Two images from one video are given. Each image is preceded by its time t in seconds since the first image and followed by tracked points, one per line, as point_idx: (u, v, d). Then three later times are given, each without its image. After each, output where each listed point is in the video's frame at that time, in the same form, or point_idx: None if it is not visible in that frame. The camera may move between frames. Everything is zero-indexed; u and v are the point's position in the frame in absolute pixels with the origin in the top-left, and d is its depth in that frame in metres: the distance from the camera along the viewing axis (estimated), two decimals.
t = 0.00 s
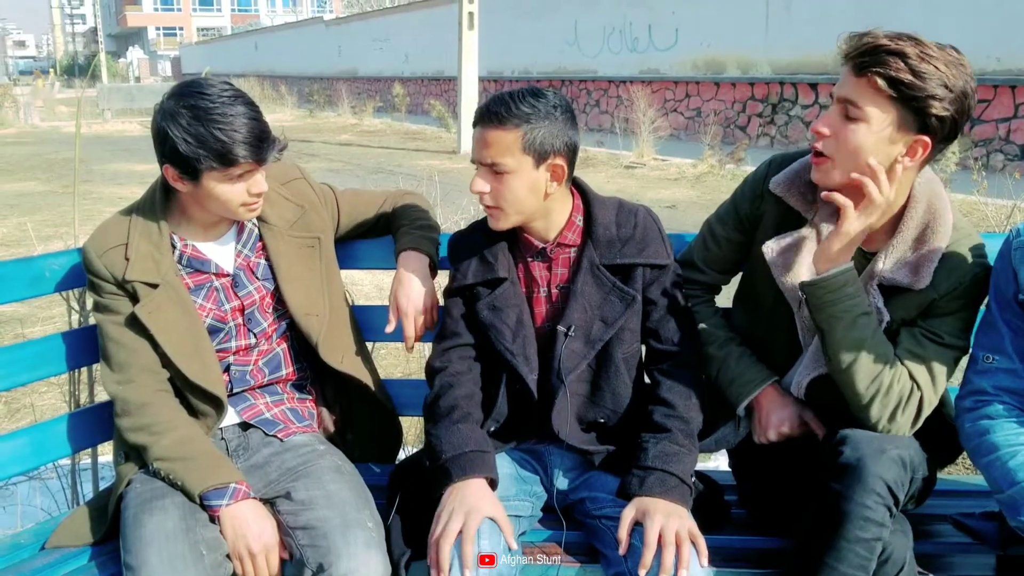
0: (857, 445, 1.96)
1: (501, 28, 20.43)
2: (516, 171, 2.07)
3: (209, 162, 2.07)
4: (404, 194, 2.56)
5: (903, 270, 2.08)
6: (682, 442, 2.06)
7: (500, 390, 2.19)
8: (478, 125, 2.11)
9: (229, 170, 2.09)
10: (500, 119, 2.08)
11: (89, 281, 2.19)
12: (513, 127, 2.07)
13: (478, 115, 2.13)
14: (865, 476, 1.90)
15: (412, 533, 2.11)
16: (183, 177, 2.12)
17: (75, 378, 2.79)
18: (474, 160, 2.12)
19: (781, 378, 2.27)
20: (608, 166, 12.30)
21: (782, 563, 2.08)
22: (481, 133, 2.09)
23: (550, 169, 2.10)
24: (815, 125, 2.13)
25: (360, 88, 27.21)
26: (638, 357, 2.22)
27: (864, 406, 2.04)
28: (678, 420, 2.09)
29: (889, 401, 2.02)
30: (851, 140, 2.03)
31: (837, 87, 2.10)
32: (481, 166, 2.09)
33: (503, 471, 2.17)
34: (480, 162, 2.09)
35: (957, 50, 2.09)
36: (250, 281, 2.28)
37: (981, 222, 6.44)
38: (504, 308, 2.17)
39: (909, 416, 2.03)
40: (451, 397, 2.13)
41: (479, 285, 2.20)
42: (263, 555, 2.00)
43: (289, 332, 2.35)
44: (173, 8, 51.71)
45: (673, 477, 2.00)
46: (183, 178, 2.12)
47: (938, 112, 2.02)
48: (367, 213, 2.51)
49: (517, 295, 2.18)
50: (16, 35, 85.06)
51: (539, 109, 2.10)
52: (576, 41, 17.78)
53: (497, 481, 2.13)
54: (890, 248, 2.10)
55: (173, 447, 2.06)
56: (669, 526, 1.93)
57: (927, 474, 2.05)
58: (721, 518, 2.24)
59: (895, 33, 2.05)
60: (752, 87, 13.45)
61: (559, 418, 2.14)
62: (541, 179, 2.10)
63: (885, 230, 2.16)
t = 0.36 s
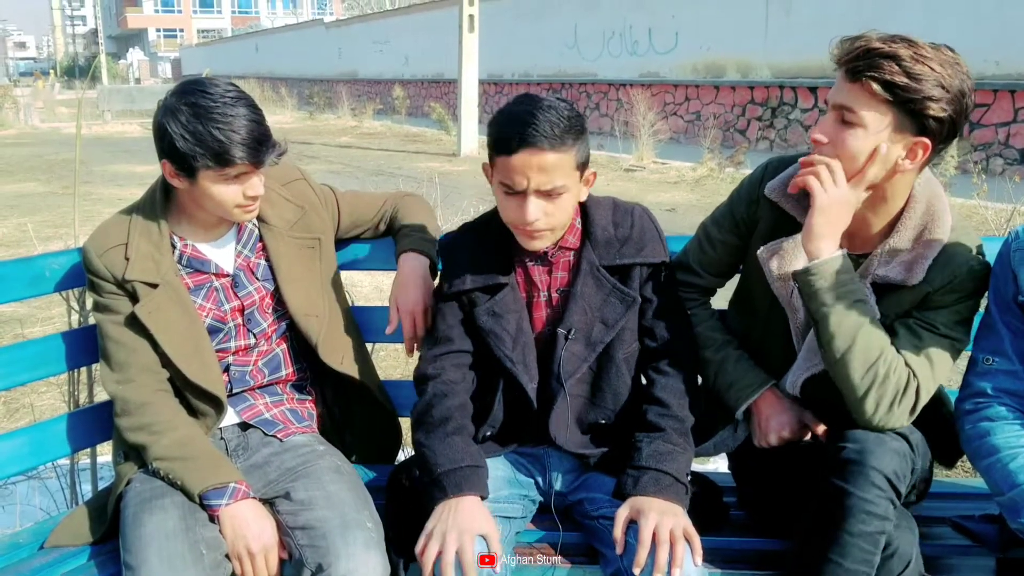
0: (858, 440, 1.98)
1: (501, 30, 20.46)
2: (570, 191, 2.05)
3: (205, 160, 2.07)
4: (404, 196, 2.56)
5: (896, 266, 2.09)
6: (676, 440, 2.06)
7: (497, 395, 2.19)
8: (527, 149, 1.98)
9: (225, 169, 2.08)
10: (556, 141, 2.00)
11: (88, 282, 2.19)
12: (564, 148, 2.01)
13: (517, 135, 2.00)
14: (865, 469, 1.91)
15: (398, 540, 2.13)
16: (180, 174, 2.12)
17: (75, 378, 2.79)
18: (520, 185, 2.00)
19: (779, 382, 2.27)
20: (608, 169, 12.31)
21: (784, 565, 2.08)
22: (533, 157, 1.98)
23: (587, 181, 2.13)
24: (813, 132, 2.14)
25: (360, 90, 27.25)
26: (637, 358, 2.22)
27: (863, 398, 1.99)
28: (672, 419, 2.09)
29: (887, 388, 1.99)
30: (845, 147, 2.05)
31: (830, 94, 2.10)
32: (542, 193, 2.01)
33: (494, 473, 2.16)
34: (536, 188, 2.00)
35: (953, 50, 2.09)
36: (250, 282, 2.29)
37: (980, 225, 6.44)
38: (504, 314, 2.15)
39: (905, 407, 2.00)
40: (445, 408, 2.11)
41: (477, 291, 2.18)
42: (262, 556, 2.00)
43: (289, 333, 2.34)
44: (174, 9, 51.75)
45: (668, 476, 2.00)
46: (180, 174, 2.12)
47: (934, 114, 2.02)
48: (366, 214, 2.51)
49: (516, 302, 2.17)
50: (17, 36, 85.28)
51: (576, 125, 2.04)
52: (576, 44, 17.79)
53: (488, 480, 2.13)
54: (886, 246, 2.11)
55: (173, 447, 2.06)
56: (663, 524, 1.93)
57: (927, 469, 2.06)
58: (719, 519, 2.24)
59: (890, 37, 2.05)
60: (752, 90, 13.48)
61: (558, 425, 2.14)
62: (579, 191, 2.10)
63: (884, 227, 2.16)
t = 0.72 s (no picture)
0: (852, 433, 2.00)
1: (501, 41, 20.53)
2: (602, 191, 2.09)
3: (207, 169, 2.07)
4: (404, 205, 2.56)
5: (895, 267, 2.09)
6: (670, 452, 2.05)
7: (495, 400, 2.16)
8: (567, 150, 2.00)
9: (227, 178, 2.09)
10: (589, 140, 2.03)
11: (89, 289, 2.20)
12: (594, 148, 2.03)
13: (555, 138, 2.00)
14: (860, 462, 1.92)
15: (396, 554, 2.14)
16: (182, 183, 2.12)
17: (74, 387, 2.78)
18: (565, 186, 2.01)
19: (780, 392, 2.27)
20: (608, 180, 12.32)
21: None
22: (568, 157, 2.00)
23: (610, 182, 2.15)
24: (810, 155, 2.14)
25: (361, 101, 27.36)
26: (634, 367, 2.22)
27: (849, 391, 2.02)
28: (664, 430, 2.08)
29: (872, 382, 2.00)
30: (844, 168, 2.05)
31: (824, 116, 2.10)
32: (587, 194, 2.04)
33: (495, 482, 2.16)
34: (580, 188, 2.02)
35: (945, 60, 2.08)
36: (251, 290, 2.29)
37: (980, 237, 6.47)
38: (510, 321, 2.14)
39: (895, 399, 2.01)
40: (442, 418, 2.09)
41: (484, 296, 2.17)
42: (260, 565, 1.99)
43: (288, 342, 2.34)
44: (175, 19, 51.93)
45: (662, 488, 2.00)
46: (182, 184, 2.12)
47: (931, 132, 2.01)
48: (367, 223, 2.51)
49: (521, 309, 2.17)
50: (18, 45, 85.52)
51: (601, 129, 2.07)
52: (576, 55, 17.85)
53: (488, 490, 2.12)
54: (886, 249, 2.11)
55: (172, 455, 2.06)
56: (660, 538, 1.92)
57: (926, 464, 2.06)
58: (719, 530, 2.23)
59: (879, 55, 2.04)
60: (752, 102, 13.53)
61: (557, 434, 2.13)
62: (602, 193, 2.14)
63: (883, 236, 2.15)
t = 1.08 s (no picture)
0: (858, 450, 1.97)
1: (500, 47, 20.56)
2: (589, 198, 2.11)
3: (201, 177, 2.07)
4: (402, 213, 2.57)
5: (900, 286, 2.08)
6: (660, 458, 2.05)
7: (481, 411, 2.18)
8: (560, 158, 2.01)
9: (222, 186, 2.09)
10: (578, 145, 2.04)
11: (87, 297, 2.19)
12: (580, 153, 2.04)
13: (549, 147, 2.01)
14: (867, 478, 1.90)
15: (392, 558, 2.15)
16: (178, 192, 2.12)
17: (73, 394, 2.78)
18: (562, 191, 2.02)
19: (779, 401, 2.28)
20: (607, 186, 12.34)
21: None
22: (559, 165, 2.01)
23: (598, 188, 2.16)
24: (816, 173, 2.13)
25: (361, 107, 27.45)
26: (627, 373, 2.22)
27: (854, 411, 2.02)
28: (654, 436, 2.08)
29: (878, 403, 2.01)
30: (850, 190, 2.04)
31: (832, 135, 2.08)
32: (583, 196, 2.05)
33: (486, 489, 2.18)
34: (577, 191, 2.04)
35: (958, 84, 2.07)
36: (249, 297, 2.29)
37: (978, 243, 6.49)
38: (495, 327, 2.14)
39: (902, 419, 2.02)
40: (430, 427, 2.09)
41: (471, 303, 2.16)
42: (258, 572, 1.99)
43: (287, 348, 2.34)
44: (175, 25, 52.02)
45: (654, 496, 1.99)
46: (178, 192, 2.12)
47: (939, 160, 2.00)
48: (365, 230, 2.51)
49: (507, 315, 2.16)
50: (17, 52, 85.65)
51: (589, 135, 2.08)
52: (575, 61, 17.88)
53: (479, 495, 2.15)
54: (891, 266, 2.10)
55: (171, 463, 2.06)
56: (650, 546, 1.92)
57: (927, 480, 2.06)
58: (716, 537, 2.23)
59: (890, 76, 2.03)
60: (751, 108, 13.58)
61: (549, 438, 2.14)
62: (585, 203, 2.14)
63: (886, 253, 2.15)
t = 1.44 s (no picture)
0: (855, 452, 1.99)
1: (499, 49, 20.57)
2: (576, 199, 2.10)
3: (200, 181, 2.07)
4: (399, 215, 2.57)
5: (896, 287, 2.08)
6: (666, 462, 2.05)
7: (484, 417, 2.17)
8: (538, 162, 2.00)
9: (221, 190, 2.09)
10: (561, 149, 2.04)
11: (86, 301, 2.19)
12: (565, 158, 2.03)
13: (527, 151, 2.00)
14: (865, 478, 1.92)
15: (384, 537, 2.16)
16: (177, 196, 2.12)
17: (71, 398, 2.78)
18: (539, 196, 2.01)
19: (778, 403, 2.28)
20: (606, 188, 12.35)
21: None
22: (543, 168, 2.00)
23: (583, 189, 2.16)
24: (810, 177, 2.12)
25: (361, 109, 27.48)
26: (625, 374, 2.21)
27: (851, 413, 2.02)
28: (657, 441, 2.08)
29: (877, 405, 2.00)
30: (843, 193, 2.04)
31: (824, 139, 2.08)
32: (563, 200, 2.04)
33: (490, 493, 2.16)
34: (556, 196, 2.03)
35: (947, 83, 2.06)
36: (247, 300, 2.29)
37: (976, 244, 6.50)
38: (490, 338, 2.14)
39: (899, 421, 2.01)
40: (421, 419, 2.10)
41: (463, 314, 2.16)
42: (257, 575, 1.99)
43: (286, 351, 2.34)
44: (174, 28, 52.04)
45: (660, 500, 1.99)
46: (177, 196, 2.13)
47: (931, 160, 2.01)
48: (364, 231, 2.51)
49: (502, 324, 2.16)
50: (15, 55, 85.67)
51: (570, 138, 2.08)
52: (574, 63, 17.89)
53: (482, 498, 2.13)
54: (885, 268, 2.10)
55: (169, 466, 2.06)
56: (658, 551, 1.92)
57: (926, 482, 2.06)
58: (718, 539, 2.23)
59: (882, 81, 2.03)
60: (750, 110, 13.59)
61: (553, 440, 2.12)
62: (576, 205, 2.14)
63: (881, 253, 2.16)
